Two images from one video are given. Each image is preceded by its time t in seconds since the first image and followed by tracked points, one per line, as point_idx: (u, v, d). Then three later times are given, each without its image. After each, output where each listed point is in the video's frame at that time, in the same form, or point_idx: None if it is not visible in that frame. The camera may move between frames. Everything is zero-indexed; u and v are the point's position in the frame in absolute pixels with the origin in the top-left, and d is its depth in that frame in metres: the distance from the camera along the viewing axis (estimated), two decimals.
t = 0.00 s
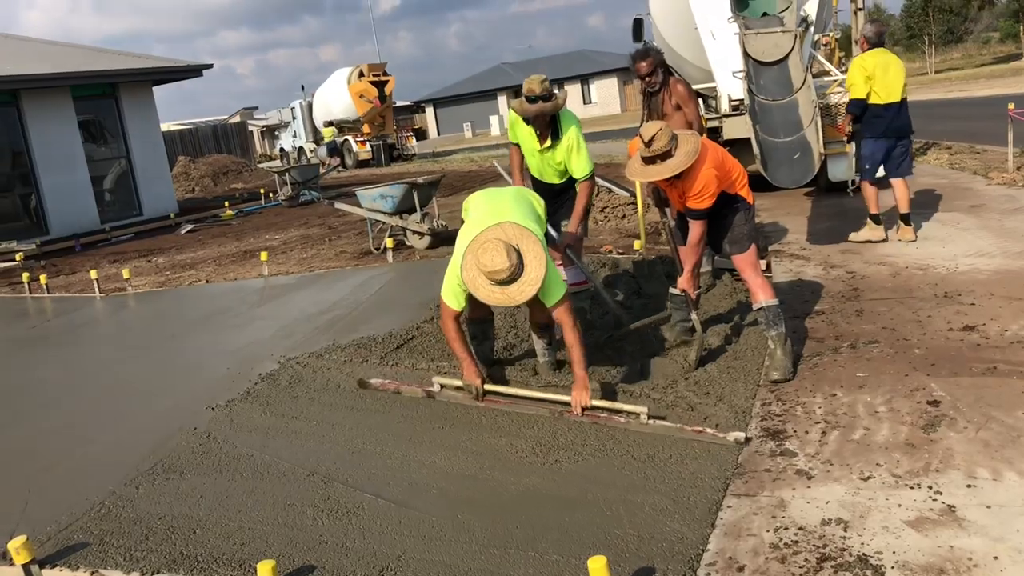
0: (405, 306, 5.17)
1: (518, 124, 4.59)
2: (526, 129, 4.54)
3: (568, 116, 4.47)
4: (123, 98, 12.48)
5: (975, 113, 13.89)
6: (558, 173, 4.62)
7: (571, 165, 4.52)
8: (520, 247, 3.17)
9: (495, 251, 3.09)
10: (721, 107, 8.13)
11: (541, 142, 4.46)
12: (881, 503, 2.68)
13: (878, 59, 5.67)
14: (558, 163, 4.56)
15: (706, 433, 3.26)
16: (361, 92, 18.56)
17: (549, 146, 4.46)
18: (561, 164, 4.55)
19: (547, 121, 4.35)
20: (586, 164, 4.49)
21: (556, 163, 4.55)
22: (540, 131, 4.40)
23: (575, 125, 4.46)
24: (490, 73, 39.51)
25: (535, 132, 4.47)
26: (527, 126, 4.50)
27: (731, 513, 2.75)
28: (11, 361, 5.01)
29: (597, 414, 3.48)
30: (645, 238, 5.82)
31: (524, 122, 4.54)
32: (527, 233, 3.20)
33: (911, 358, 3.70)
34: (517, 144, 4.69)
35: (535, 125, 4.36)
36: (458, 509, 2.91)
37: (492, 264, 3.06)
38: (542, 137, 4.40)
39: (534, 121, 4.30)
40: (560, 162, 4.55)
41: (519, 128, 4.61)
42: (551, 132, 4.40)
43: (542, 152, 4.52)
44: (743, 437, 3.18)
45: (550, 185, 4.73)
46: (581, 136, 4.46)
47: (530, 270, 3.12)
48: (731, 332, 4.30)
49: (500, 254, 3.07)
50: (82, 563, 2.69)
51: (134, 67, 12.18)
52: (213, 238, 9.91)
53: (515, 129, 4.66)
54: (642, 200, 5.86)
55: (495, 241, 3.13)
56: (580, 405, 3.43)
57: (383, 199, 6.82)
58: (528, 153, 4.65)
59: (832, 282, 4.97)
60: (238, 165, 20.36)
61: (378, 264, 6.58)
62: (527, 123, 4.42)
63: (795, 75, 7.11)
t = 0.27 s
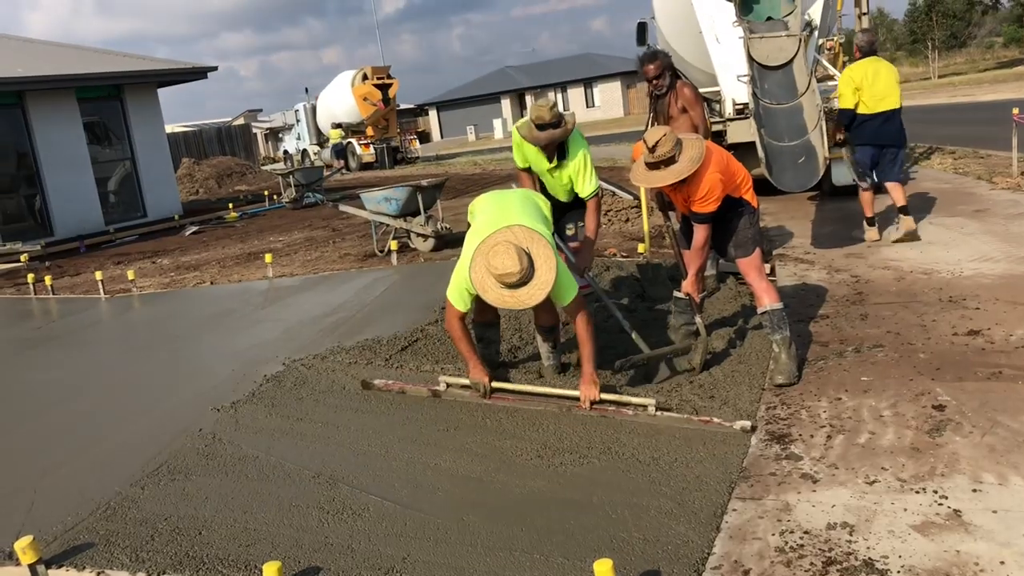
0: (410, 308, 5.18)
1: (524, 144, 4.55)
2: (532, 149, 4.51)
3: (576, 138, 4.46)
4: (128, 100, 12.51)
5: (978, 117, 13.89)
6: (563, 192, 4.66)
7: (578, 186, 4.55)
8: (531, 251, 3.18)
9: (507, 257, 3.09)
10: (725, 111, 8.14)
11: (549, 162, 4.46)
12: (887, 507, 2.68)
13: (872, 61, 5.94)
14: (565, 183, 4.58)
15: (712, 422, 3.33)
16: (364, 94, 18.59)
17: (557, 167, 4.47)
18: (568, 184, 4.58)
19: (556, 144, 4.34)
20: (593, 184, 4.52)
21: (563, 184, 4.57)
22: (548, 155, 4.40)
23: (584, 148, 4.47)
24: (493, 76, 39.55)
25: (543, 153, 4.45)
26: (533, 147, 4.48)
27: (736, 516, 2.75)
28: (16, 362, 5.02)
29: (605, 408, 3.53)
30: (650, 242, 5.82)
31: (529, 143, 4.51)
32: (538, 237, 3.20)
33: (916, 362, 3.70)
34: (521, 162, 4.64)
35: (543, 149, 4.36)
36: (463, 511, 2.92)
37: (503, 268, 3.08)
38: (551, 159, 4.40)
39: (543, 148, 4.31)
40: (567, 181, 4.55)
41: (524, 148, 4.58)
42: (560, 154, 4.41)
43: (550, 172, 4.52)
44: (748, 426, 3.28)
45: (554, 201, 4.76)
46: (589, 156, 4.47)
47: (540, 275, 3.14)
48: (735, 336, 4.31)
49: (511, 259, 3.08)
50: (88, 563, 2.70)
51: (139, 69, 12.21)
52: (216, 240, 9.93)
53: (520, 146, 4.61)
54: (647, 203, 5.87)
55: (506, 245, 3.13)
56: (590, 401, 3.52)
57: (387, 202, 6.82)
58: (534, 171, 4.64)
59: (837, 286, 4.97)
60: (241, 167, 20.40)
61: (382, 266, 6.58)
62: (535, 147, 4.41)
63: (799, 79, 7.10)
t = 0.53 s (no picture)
0: (411, 308, 5.17)
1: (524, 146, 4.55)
2: (532, 151, 4.51)
3: (577, 140, 4.45)
4: (127, 100, 12.50)
5: (979, 117, 13.88)
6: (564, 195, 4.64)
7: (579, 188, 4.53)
8: (532, 260, 3.16)
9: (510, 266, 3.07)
10: (726, 110, 8.13)
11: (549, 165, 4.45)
12: (890, 507, 2.67)
13: (866, 54, 6.33)
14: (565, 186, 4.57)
15: (683, 406, 3.46)
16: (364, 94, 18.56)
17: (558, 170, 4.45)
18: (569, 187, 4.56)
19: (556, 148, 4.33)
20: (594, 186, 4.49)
21: (563, 187, 4.56)
22: (549, 158, 4.39)
23: (585, 150, 4.45)
24: (493, 77, 39.54)
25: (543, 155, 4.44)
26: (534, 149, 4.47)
27: (739, 516, 2.74)
28: (16, 362, 5.01)
29: (581, 392, 3.67)
30: (651, 242, 5.81)
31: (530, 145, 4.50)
32: (542, 248, 3.18)
33: (918, 362, 3.70)
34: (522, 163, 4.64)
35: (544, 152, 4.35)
36: (465, 511, 2.91)
37: (502, 274, 3.08)
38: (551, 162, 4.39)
39: (544, 151, 4.29)
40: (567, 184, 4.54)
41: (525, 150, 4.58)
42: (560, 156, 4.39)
43: (551, 175, 4.51)
44: (718, 409, 3.41)
45: (554, 204, 4.74)
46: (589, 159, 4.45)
47: (539, 288, 3.12)
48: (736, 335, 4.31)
49: (512, 267, 3.06)
50: (89, 564, 2.69)
51: (138, 70, 12.20)
52: (216, 240, 9.92)
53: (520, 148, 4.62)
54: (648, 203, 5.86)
55: (508, 250, 3.12)
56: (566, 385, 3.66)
57: (387, 202, 6.81)
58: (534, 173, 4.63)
59: (838, 286, 4.97)
60: (241, 167, 20.39)
61: (383, 266, 6.58)
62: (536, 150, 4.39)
63: (800, 79, 7.10)
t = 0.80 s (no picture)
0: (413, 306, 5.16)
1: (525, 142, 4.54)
2: (534, 148, 4.50)
3: (579, 136, 4.43)
4: (127, 99, 12.48)
5: (981, 112, 13.86)
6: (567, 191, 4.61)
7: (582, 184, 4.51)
8: (520, 244, 3.16)
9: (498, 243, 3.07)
10: (727, 106, 8.13)
11: (551, 161, 4.43)
12: (896, 502, 2.67)
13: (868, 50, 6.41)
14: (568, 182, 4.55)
15: (649, 378, 3.44)
16: (363, 92, 18.53)
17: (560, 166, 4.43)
18: (571, 183, 4.54)
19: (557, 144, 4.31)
20: (597, 182, 4.47)
21: (566, 183, 4.53)
22: (550, 154, 4.38)
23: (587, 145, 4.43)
24: (492, 74, 39.49)
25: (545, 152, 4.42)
26: (535, 146, 4.45)
27: (744, 512, 2.74)
28: (17, 361, 5.00)
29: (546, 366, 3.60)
30: (653, 238, 5.80)
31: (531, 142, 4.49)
32: (534, 246, 3.16)
33: (922, 356, 3.69)
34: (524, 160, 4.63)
35: (546, 148, 4.34)
36: (470, 508, 2.90)
37: (487, 247, 3.08)
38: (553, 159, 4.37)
39: (546, 147, 4.27)
40: (570, 180, 4.52)
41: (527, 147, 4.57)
42: (562, 152, 4.37)
43: (553, 172, 4.49)
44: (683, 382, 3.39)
45: (557, 200, 4.73)
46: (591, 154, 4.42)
47: (514, 273, 3.12)
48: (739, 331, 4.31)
49: (499, 242, 3.07)
50: (94, 563, 2.68)
51: (138, 69, 12.17)
52: (217, 239, 9.91)
53: (523, 145, 4.61)
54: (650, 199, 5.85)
55: (504, 225, 3.13)
56: (531, 362, 3.58)
57: (388, 199, 6.80)
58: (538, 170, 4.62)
59: (841, 281, 4.96)
60: (240, 166, 20.38)
61: (384, 264, 6.57)
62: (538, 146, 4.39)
63: (801, 74, 7.12)
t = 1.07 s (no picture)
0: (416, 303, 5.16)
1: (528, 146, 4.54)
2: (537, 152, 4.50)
3: (581, 140, 4.42)
4: (126, 99, 12.48)
5: (981, 102, 13.84)
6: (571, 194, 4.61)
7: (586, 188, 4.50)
8: (508, 233, 3.16)
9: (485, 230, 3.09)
10: (727, 100, 8.13)
11: (554, 165, 4.43)
12: (903, 492, 2.67)
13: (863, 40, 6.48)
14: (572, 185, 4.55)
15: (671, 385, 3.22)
16: (362, 90, 18.55)
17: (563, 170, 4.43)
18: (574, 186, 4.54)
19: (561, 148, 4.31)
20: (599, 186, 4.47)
21: (568, 186, 4.53)
22: (554, 159, 4.36)
23: (590, 149, 4.42)
24: (490, 71, 39.45)
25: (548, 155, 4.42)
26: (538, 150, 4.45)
27: (751, 504, 2.75)
28: (22, 362, 5.01)
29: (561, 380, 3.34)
30: (655, 232, 5.80)
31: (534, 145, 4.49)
32: (521, 240, 3.15)
33: (926, 347, 3.70)
34: (527, 163, 4.63)
35: (549, 152, 4.33)
36: (477, 503, 2.91)
37: (473, 234, 3.10)
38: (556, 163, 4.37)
39: (549, 152, 4.27)
40: (573, 184, 4.51)
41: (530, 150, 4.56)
42: (565, 156, 4.37)
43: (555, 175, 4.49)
44: (706, 387, 3.15)
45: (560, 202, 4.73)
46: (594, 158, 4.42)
47: (497, 262, 3.12)
48: (742, 325, 4.31)
49: (484, 229, 3.08)
50: (104, 561, 2.69)
51: (137, 69, 12.16)
52: (218, 238, 9.91)
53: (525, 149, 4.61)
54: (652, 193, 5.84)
55: (495, 214, 3.15)
56: (541, 373, 3.29)
57: (389, 197, 6.80)
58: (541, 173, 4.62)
59: (844, 273, 4.96)
60: (240, 165, 20.38)
61: (386, 261, 6.57)
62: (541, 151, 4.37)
63: (801, 66, 7.07)
